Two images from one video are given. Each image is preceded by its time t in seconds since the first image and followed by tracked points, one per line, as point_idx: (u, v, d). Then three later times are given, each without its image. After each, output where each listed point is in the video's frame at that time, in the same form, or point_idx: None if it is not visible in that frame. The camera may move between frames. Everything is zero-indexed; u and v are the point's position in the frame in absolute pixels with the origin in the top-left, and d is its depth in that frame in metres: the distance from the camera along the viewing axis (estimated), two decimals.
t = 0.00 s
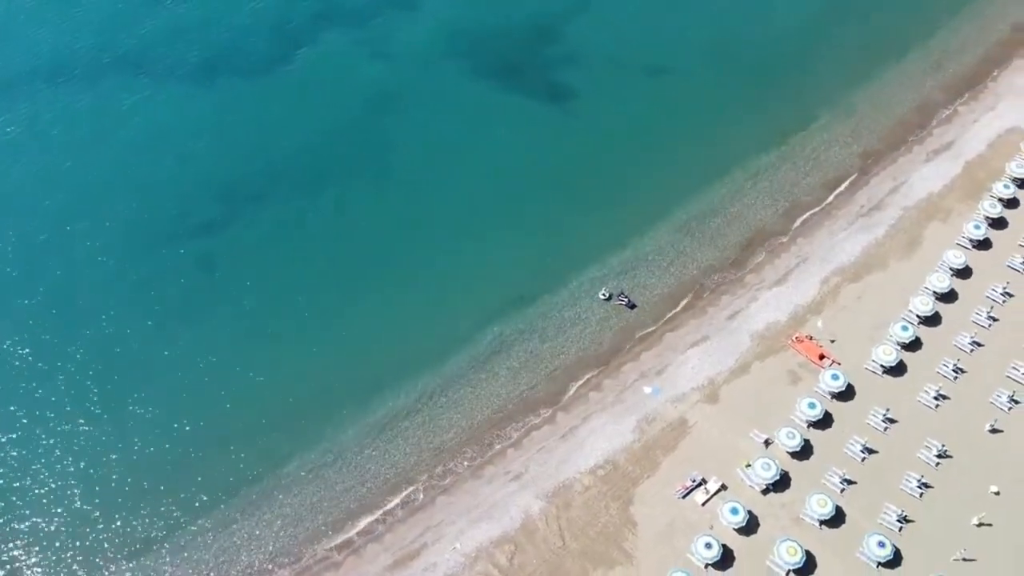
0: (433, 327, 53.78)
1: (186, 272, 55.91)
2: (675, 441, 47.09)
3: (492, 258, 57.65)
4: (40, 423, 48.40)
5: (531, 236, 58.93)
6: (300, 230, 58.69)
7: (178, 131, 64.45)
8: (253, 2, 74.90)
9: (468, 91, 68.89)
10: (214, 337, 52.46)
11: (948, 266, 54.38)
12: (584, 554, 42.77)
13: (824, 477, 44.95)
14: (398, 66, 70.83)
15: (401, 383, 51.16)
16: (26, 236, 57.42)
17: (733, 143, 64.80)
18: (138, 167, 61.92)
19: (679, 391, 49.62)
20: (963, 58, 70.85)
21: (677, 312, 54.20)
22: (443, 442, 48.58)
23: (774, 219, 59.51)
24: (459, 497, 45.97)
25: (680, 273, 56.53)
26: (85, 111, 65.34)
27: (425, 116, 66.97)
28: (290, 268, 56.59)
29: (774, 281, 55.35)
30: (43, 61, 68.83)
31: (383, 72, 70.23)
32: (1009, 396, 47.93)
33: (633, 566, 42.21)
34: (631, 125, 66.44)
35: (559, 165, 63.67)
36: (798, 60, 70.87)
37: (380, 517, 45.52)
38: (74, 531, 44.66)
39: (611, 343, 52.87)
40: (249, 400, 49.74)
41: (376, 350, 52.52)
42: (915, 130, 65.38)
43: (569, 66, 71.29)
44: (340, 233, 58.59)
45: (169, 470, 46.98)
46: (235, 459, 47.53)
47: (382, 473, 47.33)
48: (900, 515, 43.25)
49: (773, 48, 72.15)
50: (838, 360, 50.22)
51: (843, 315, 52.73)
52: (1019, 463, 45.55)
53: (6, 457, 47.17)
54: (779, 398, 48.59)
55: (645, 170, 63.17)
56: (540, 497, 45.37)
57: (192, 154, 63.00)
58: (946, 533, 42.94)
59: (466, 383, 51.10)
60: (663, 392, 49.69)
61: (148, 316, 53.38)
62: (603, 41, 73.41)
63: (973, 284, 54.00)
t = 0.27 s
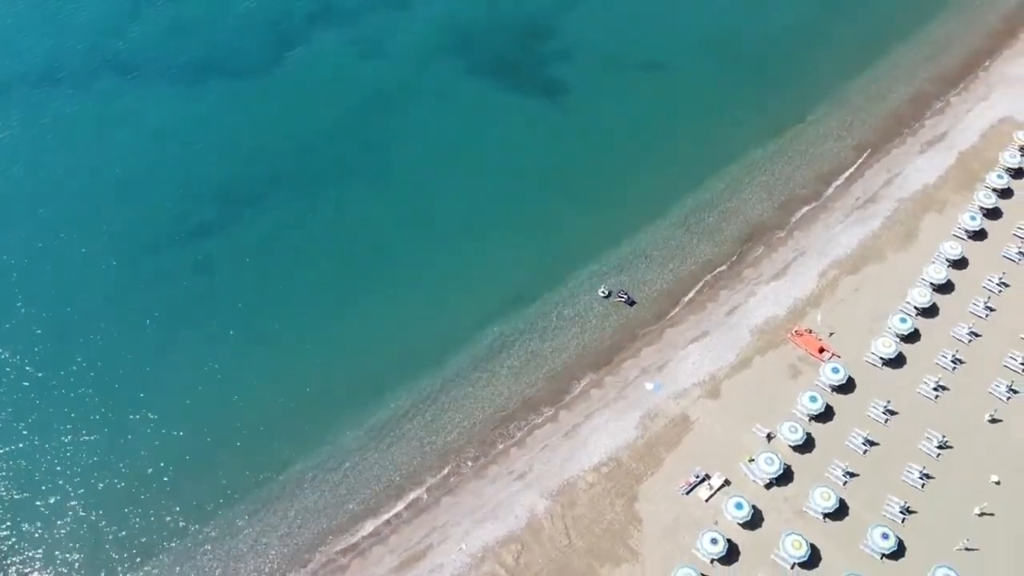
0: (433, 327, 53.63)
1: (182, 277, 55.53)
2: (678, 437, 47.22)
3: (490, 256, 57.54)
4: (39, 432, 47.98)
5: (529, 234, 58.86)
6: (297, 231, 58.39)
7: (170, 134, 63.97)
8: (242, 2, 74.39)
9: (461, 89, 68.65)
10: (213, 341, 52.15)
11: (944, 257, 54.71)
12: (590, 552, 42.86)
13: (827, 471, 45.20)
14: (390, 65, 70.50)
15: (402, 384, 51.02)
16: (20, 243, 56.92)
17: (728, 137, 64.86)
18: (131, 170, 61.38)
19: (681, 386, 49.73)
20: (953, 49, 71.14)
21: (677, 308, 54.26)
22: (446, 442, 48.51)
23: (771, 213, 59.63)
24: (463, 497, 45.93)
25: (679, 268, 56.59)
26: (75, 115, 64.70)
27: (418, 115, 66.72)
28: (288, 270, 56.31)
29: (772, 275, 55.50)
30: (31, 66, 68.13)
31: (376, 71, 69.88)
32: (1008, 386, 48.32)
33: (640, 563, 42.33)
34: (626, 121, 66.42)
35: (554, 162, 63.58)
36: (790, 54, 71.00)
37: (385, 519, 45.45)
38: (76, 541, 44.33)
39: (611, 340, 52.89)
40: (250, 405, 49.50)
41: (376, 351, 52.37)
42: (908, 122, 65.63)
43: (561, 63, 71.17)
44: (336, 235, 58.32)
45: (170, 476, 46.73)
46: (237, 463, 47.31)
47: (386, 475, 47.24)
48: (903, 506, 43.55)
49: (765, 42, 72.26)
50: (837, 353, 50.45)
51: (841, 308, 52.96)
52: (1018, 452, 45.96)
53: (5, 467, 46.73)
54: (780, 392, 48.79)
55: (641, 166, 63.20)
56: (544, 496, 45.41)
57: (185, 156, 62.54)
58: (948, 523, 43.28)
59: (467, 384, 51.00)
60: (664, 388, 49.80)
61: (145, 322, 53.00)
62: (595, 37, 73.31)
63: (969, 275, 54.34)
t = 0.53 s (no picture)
0: (436, 327, 53.58)
1: (182, 280, 55.26)
2: (683, 433, 47.32)
3: (491, 255, 57.47)
4: (42, 440, 47.76)
5: (530, 232, 58.82)
6: (297, 232, 58.18)
7: (166, 136, 63.61)
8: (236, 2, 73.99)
9: (458, 87, 68.47)
10: (215, 345, 51.97)
11: (944, 250, 54.95)
12: (598, 550, 42.95)
13: (831, 465, 45.41)
14: (386, 63, 70.24)
15: (406, 384, 50.98)
16: (18, 249, 56.61)
17: (727, 133, 64.90)
18: (128, 174, 61.01)
19: (684, 383, 49.83)
20: (949, 41, 71.25)
21: (679, 305, 54.33)
22: (451, 443, 48.53)
23: (770, 208, 59.73)
24: (470, 497, 45.95)
25: (680, 264, 56.64)
26: (70, 118, 64.25)
27: (416, 113, 66.55)
28: (289, 271, 56.11)
29: (773, 271, 55.61)
30: (25, 69, 67.65)
31: (372, 70, 69.64)
32: (1009, 378, 48.62)
33: (647, 561, 42.47)
34: (623, 117, 66.39)
35: (553, 159, 63.52)
36: (786, 48, 71.07)
37: (392, 521, 45.46)
38: (81, 549, 44.19)
39: (614, 337, 52.92)
40: (253, 407, 49.40)
41: (379, 352, 52.30)
42: (905, 115, 65.77)
43: (558, 59, 71.05)
44: (337, 235, 58.12)
45: (175, 480, 46.64)
46: (242, 466, 47.26)
47: (392, 476, 47.24)
48: (908, 500, 43.80)
49: (761, 36, 72.26)
50: (840, 348, 50.63)
51: (843, 302, 53.12)
52: (1021, 444, 46.29)
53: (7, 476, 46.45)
54: (784, 387, 48.94)
55: (640, 162, 63.21)
56: (551, 495, 45.47)
57: (182, 158, 62.21)
58: (953, 516, 43.57)
59: (471, 383, 51.00)
60: (668, 384, 49.89)
61: (146, 326, 52.76)
62: (590, 33, 73.20)
63: (970, 268, 54.58)
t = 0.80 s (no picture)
0: (439, 327, 53.57)
1: (183, 283, 55.05)
2: (688, 430, 47.45)
3: (492, 254, 57.45)
4: (45, 447, 47.55)
5: (531, 230, 58.83)
6: (298, 234, 58.03)
7: (164, 138, 63.30)
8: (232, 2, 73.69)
9: (456, 86, 68.35)
10: (218, 348, 51.84)
11: (944, 243, 55.17)
12: (605, 548, 43.06)
13: (837, 460, 45.61)
14: (383, 62, 70.03)
15: (411, 385, 50.99)
16: (16, 254, 56.27)
17: (726, 129, 64.98)
18: (125, 177, 60.69)
19: (689, 379, 49.95)
20: (946, 33, 71.39)
21: (681, 302, 54.42)
22: (457, 443, 48.55)
23: (770, 202, 59.85)
24: (477, 497, 45.98)
25: (682, 261, 56.71)
26: (67, 121, 63.84)
27: (414, 112, 66.40)
28: (290, 273, 55.98)
29: (775, 266, 55.72)
30: (20, 72, 67.24)
31: (369, 69, 69.46)
32: (1012, 370, 48.89)
33: (655, 558, 42.59)
34: (622, 114, 66.42)
35: (553, 157, 63.50)
36: (783, 42, 71.16)
37: (399, 522, 45.49)
38: (88, 556, 44.14)
39: (618, 335, 52.99)
40: (258, 411, 49.32)
41: (382, 352, 52.27)
42: (903, 108, 65.92)
43: (556, 57, 70.97)
44: (338, 236, 57.99)
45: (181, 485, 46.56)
46: (248, 469, 47.21)
47: (398, 477, 47.25)
48: (913, 493, 44.03)
49: (758, 31, 72.35)
50: (843, 343, 50.81)
51: (845, 297, 53.30)
52: None
53: (11, 484, 46.19)
54: (788, 383, 49.11)
55: (639, 159, 63.25)
56: (558, 494, 45.55)
57: (180, 161, 61.95)
58: (958, 508, 43.83)
59: (476, 383, 51.01)
60: (672, 381, 50.00)
61: (147, 330, 52.56)
62: (587, 30, 73.15)
63: (970, 261, 54.80)
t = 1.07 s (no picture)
0: (441, 327, 53.54)
1: (183, 286, 54.83)
2: (691, 426, 47.58)
3: (492, 252, 57.40)
4: (47, 454, 47.29)
5: (530, 229, 58.79)
6: (297, 235, 57.85)
7: (160, 141, 62.97)
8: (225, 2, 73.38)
9: (452, 84, 68.20)
10: (219, 351, 51.70)
11: (942, 236, 55.42)
12: (611, 546, 43.17)
13: (840, 454, 45.81)
14: (379, 61, 69.79)
15: (414, 385, 50.94)
16: (14, 259, 55.96)
17: (722, 124, 65.08)
18: (122, 180, 60.35)
19: (691, 375, 50.06)
20: (940, 25, 71.51)
21: (682, 298, 54.49)
22: (461, 442, 48.53)
23: (769, 197, 59.95)
24: (482, 497, 46.01)
25: (681, 257, 56.76)
26: (62, 125, 63.50)
27: (411, 111, 66.22)
28: (290, 274, 55.80)
29: (775, 261, 55.85)
30: (14, 76, 66.81)
31: (365, 68, 69.24)
32: (1011, 361, 49.17)
33: (661, 554, 42.72)
34: (619, 110, 66.39)
35: (551, 155, 63.45)
36: (779, 36, 71.21)
37: (405, 523, 45.50)
38: (94, 563, 44.02)
39: (619, 332, 53.03)
40: (260, 414, 49.22)
41: (384, 353, 52.20)
42: (899, 101, 66.08)
43: (551, 53, 70.87)
44: (337, 237, 57.84)
45: (182, 488, 46.46)
46: (252, 472, 47.14)
47: (403, 478, 47.23)
48: (916, 486, 44.27)
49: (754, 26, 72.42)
50: (844, 336, 50.98)
51: (845, 290, 53.48)
52: None
53: (14, 492, 46.03)
54: (790, 377, 49.28)
55: (637, 155, 63.25)
56: (563, 492, 45.61)
57: (175, 163, 61.63)
58: (961, 500, 44.09)
59: (479, 382, 51.01)
60: (675, 377, 50.10)
61: (147, 335, 52.35)
62: (583, 26, 73.08)
63: (968, 253, 55.04)
